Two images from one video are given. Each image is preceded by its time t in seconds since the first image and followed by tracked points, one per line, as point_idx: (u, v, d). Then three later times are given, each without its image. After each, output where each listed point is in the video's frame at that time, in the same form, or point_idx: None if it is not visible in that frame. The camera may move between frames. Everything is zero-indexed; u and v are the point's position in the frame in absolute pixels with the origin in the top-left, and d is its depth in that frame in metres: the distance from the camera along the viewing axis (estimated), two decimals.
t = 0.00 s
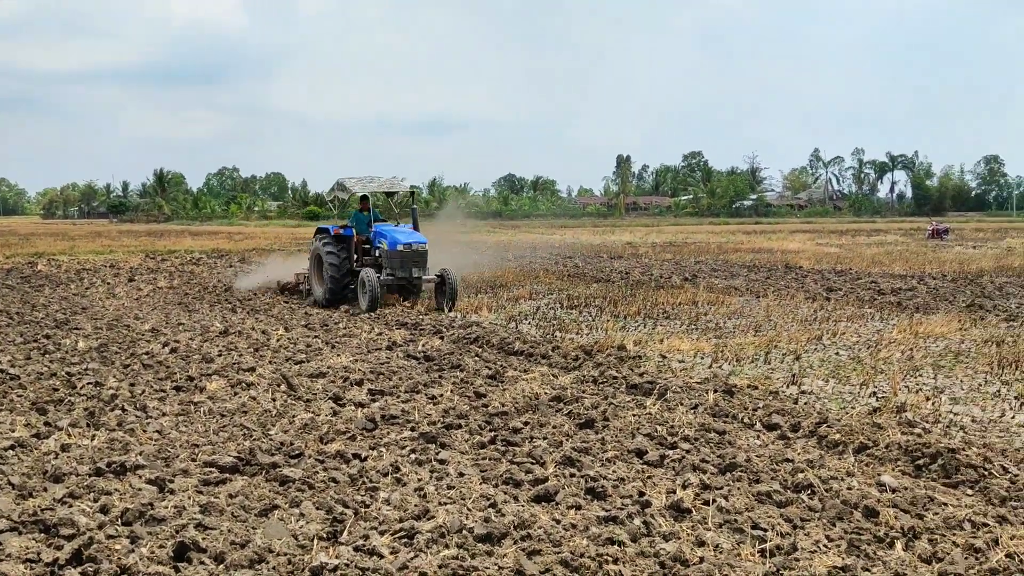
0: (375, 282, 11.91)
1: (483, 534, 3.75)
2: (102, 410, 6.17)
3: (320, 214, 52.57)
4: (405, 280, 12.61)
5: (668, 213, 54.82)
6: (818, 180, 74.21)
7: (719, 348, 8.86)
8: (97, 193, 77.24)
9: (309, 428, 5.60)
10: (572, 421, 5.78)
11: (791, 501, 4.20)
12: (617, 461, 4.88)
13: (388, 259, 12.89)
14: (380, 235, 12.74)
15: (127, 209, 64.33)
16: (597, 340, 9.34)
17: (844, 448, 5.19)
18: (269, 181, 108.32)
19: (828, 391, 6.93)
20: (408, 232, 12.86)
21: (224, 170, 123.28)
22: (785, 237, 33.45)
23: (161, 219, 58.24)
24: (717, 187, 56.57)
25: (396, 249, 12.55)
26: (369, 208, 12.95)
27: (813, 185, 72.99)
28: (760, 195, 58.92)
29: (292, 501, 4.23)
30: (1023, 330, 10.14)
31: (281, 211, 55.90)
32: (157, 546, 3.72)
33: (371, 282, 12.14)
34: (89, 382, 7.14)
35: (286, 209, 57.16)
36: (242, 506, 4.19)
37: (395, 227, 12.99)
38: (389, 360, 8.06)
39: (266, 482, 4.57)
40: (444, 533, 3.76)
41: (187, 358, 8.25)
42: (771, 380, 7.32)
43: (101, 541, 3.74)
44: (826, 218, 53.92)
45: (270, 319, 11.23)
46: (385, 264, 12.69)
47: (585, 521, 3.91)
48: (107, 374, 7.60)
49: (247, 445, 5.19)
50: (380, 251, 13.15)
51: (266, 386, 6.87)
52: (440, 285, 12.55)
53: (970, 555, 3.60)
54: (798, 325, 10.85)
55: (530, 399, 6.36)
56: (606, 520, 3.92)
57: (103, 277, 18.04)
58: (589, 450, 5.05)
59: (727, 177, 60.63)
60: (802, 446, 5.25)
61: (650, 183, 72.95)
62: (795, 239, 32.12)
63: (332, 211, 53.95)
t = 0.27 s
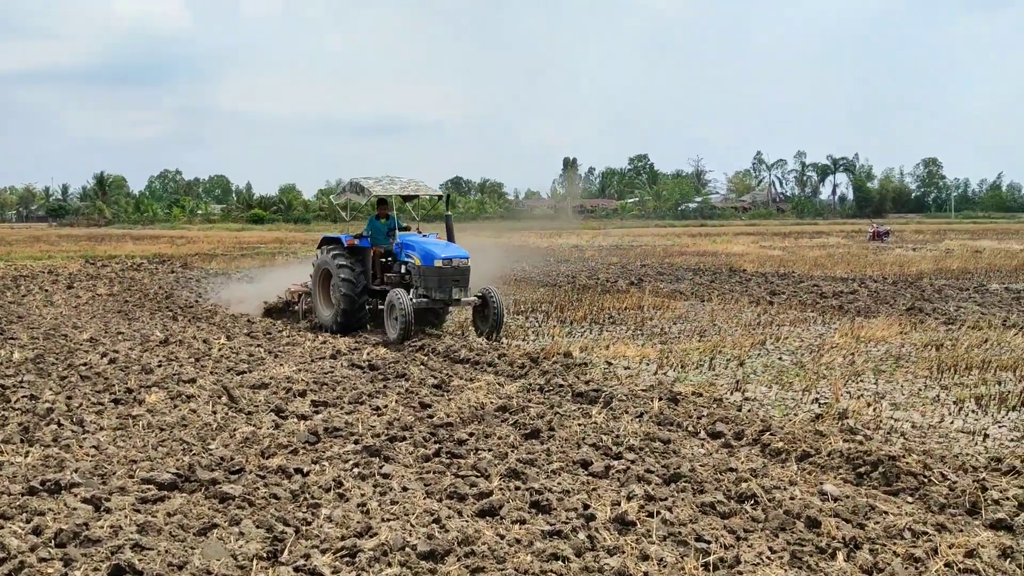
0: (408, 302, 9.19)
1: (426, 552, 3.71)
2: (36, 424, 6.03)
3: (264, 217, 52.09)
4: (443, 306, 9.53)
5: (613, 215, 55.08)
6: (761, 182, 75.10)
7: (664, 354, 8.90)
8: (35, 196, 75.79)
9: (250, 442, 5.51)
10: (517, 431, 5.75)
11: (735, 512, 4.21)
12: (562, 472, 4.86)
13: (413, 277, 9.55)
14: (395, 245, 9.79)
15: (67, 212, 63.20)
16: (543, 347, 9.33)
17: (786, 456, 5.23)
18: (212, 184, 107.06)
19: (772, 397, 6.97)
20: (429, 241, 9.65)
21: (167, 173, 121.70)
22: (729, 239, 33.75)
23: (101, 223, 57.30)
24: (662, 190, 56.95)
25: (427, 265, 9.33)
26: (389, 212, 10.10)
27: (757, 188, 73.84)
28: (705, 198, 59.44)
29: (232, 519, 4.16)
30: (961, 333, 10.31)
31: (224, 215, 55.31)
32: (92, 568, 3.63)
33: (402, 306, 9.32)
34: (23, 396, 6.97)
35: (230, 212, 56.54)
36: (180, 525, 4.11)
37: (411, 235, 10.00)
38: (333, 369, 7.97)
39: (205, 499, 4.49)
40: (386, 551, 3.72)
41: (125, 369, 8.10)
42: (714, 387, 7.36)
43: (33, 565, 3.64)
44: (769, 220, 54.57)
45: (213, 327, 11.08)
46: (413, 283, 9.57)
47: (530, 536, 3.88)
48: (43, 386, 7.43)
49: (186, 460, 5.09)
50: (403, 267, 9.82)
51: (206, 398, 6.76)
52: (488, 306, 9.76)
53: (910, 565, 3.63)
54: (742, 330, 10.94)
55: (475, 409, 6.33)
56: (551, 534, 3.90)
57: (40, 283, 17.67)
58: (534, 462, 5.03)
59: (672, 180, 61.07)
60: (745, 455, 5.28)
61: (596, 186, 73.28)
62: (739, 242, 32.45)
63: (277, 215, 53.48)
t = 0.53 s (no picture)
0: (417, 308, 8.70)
1: (393, 563, 3.68)
2: None
3: (235, 214, 51.72)
4: (448, 313, 9.25)
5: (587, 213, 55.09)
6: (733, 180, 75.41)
7: (635, 357, 8.90)
8: (2, 191, 74.87)
9: (217, 449, 5.45)
10: (487, 436, 5.73)
11: (703, 520, 4.21)
12: (531, 480, 4.84)
13: (419, 281, 9.46)
14: (398, 249, 9.71)
15: (35, 208, 62.49)
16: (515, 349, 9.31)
17: (755, 462, 5.23)
18: (183, 180, 106.20)
19: (741, 401, 6.99)
20: (434, 245, 9.57)
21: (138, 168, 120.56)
22: (701, 238, 33.82)
23: (70, 218, 56.68)
24: (635, 187, 57.03)
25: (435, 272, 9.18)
26: (387, 213, 10.03)
27: (729, 186, 74.10)
28: (677, 196, 59.57)
29: (197, 530, 4.11)
30: (930, 335, 10.38)
31: (196, 211, 54.90)
32: None
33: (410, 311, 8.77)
34: None
35: (201, 209, 56.11)
36: (144, 535, 4.05)
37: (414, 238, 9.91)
38: (303, 372, 7.92)
39: (170, 508, 4.43)
40: (352, 563, 3.69)
41: (91, 372, 8.00)
42: (684, 390, 7.37)
43: None
44: (741, 218, 54.77)
45: (181, 328, 10.98)
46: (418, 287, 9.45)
47: (497, 547, 3.86)
48: (6, 390, 7.32)
49: (151, 467, 5.03)
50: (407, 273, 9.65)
51: (173, 403, 6.68)
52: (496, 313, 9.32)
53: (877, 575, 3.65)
54: (713, 332, 10.97)
55: (445, 413, 6.29)
56: (518, 545, 3.88)
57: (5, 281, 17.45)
58: (503, 468, 5.01)
59: (645, 177, 61.18)
60: (714, 461, 5.28)
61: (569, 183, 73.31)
62: (711, 240, 32.54)
63: (248, 211, 53.12)
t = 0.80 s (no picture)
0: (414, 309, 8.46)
1: (372, 569, 3.66)
2: None
3: (219, 212, 51.51)
4: (447, 316, 8.84)
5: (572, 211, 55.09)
6: (718, 179, 75.56)
7: (619, 357, 8.89)
8: None
9: (197, 452, 5.41)
10: (469, 439, 5.70)
11: (684, 524, 4.20)
12: (512, 483, 4.82)
13: (416, 283, 8.88)
14: (395, 250, 9.08)
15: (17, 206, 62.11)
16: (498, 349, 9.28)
17: (737, 464, 5.23)
18: (167, 177, 105.71)
19: (724, 402, 6.99)
20: (433, 245, 9.00)
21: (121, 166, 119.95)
22: (685, 237, 33.87)
23: (52, 216, 56.34)
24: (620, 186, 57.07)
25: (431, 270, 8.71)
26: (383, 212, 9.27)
27: (713, 185, 74.26)
28: (662, 194, 59.66)
29: (175, 534, 4.07)
30: (913, 335, 10.41)
31: (179, 209, 54.68)
32: None
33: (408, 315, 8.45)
34: None
35: (184, 207, 55.87)
36: (121, 540, 4.01)
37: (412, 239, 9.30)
38: (285, 373, 7.87)
39: (148, 513, 4.39)
40: (332, 569, 3.66)
41: (71, 373, 7.93)
42: (667, 391, 7.36)
43: None
44: (726, 217, 54.88)
45: (163, 328, 10.91)
46: (415, 290, 8.90)
47: (478, 552, 3.84)
48: None
49: (130, 471, 4.99)
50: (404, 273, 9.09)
51: (153, 405, 6.63)
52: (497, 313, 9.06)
53: None
54: (697, 332, 10.97)
55: (427, 416, 6.26)
56: (499, 550, 3.86)
57: None
58: (484, 472, 4.98)
59: (630, 176, 61.24)
60: (696, 463, 5.27)
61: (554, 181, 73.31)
62: (695, 239, 32.57)
63: (232, 209, 52.92)
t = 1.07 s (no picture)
0: (415, 314, 8.08)
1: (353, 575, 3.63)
2: None
3: (205, 209, 51.36)
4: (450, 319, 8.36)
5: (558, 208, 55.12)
6: (704, 176, 75.71)
7: (604, 357, 8.87)
8: None
9: (178, 455, 5.36)
10: (452, 441, 5.67)
11: (668, 528, 4.19)
12: (496, 486, 4.79)
13: (417, 285, 8.43)
14: (395, 250, 8.64)
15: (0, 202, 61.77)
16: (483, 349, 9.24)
17: (722, 466, 5.21)
18: (152, 174, 105.31)
19: (709, 402, 6.98)
20: (435, 246, 8.58)
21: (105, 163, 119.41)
22: (671, 234, 33.91)
23: (36, 212, 56.07)
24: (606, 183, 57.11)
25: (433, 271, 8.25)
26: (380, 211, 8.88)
27: (699, 182, 74.41)
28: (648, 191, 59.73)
29: (154, 540, 4.03)
30: (897, 334, 10.42)
31: (165, 206, 54.48)
32: None
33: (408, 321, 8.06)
34: None
35: (170, 204, 55.69)
36: (99, 546, 3.97)
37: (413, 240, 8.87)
38: (268, 374, 7.82)
39: (128, 517, 4.35)
40: None
41: (52, 374, 7.86)
42: (652, 392, 7.34)
43: None
44: (712, 214, 55.01)
45: (146, 327, 10.84)
46: (416, 293, 8.45)
47: (461, 557, 3.82)
48: None
49: (110, 474, 4.94)
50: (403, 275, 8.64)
51: (135, 407, 6.58)
52: (505, 318, 8.73)
53: None
54: (682, 331, 10.97)
55: (411, 417, 6.23)
56: (482, 555, 3.84)
57: None
58: (468, 475, 4.95)
59: (616, 173, 61.29)
60: (681, 465, 5.26)
61: (541, 178, 73.31)
62: (681, 237, 32.63)
63: (218, 206, 52.76)
